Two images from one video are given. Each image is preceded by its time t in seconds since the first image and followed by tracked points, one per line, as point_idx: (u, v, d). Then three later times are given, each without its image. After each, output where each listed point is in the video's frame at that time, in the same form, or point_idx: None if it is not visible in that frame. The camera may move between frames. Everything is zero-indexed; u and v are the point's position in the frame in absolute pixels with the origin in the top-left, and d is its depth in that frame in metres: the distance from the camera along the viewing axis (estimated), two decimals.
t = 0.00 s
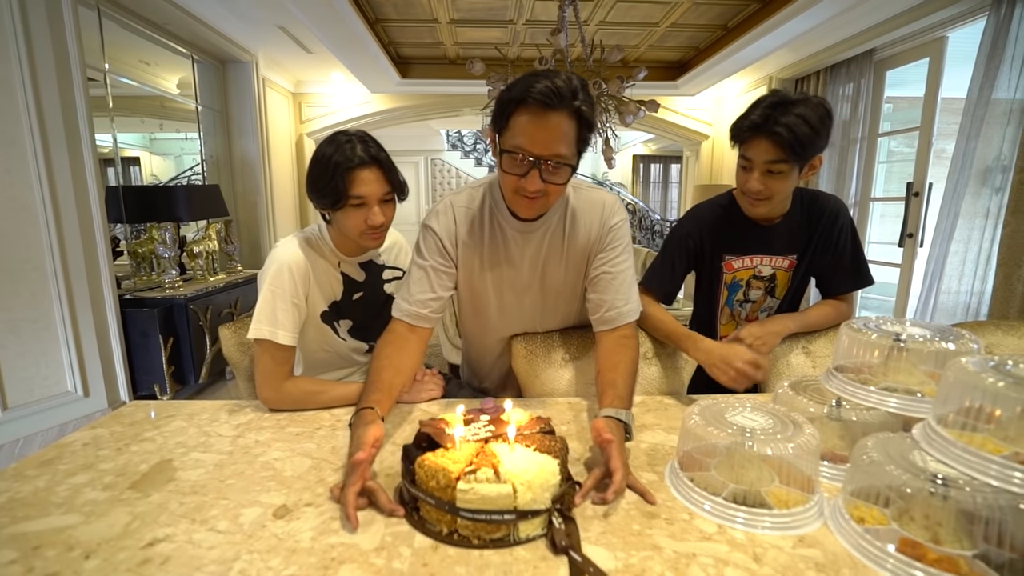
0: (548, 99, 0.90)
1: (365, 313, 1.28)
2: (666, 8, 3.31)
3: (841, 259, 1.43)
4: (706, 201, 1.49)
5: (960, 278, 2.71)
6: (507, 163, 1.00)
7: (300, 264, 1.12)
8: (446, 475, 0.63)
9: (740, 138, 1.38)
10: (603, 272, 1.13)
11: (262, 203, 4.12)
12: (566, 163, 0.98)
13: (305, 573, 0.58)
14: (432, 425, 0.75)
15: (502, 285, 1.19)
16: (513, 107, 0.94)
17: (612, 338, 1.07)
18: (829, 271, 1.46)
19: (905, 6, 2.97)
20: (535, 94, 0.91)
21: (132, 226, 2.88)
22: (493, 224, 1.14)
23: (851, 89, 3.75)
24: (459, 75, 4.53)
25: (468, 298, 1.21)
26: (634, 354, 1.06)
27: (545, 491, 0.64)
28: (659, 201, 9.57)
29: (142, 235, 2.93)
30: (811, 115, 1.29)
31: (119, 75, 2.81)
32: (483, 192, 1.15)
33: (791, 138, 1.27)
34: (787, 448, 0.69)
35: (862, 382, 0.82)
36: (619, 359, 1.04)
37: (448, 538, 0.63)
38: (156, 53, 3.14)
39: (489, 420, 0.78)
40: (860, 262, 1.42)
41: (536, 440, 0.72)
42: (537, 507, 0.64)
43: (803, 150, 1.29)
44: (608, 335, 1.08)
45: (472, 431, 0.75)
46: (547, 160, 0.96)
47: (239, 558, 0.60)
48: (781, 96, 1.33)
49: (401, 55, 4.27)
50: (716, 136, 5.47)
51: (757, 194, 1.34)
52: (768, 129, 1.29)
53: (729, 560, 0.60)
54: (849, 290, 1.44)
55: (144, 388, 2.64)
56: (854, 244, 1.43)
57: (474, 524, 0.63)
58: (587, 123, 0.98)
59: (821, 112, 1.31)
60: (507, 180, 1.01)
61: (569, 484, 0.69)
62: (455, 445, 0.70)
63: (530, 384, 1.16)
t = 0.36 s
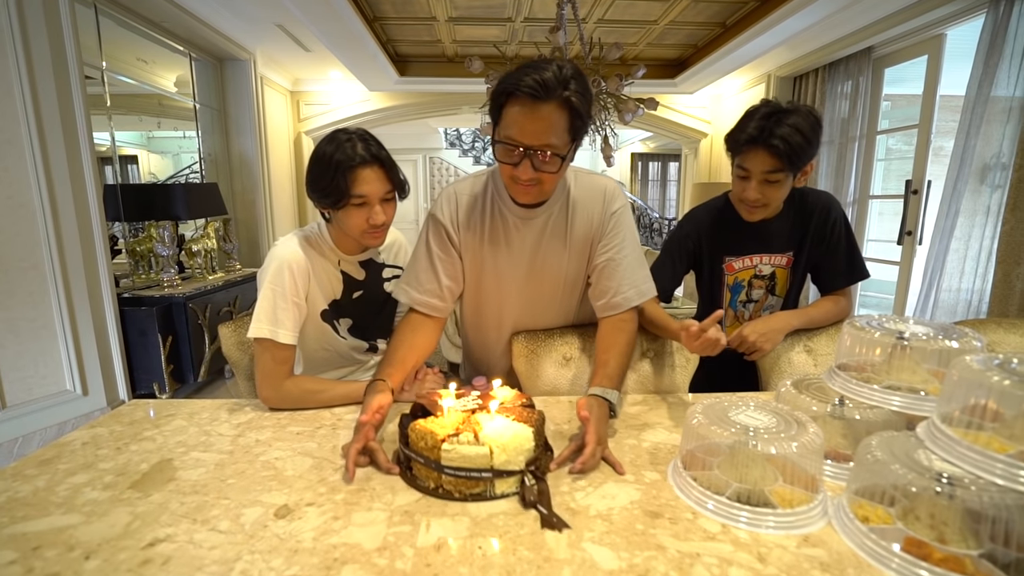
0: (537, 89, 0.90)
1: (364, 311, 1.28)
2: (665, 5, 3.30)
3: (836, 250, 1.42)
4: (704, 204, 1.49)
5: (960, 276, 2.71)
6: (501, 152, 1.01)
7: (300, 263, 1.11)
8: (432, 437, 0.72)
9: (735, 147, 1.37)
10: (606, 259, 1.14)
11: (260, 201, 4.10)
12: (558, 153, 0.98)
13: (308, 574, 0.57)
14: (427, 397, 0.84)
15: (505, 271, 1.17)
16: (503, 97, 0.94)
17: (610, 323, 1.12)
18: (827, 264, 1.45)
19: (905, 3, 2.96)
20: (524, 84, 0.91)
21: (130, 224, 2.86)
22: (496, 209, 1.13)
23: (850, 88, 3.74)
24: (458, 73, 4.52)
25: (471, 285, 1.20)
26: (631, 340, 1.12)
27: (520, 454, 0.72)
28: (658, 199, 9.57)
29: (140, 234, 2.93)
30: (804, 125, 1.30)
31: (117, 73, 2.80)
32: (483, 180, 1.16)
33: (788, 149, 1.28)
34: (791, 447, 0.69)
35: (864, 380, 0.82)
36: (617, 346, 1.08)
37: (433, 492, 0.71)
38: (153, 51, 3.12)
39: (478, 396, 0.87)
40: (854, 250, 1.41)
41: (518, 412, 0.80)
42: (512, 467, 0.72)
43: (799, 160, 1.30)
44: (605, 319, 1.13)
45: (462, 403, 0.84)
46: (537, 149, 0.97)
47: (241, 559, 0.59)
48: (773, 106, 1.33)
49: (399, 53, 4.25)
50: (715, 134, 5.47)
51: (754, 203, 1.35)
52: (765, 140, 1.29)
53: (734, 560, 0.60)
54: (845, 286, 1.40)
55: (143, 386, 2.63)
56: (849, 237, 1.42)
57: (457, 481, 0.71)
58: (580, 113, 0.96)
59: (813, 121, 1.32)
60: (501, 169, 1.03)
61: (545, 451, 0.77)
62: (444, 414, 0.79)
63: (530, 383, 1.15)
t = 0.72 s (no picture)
0: (536, 72, 1.00)
1: (370, 317, 1.27)
2: (674, 7, 3.27)
3: (845, 254, 1.38)
4: (711, 208, 1.47)
5: (977, 280, 2.65)
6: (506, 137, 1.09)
7: (308, 270, 1.10)
8: (435, 426, 0.77)
9: (745, 152, 1.34)
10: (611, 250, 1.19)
11: (269, 205, 4.12)
12: (558, 130, 1.05)
13: None
14: (423, 390, 0.89)
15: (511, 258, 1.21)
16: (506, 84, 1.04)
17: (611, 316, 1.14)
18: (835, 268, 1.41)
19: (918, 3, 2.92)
20: (525, 70, 1.01)
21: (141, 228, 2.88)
22: (505, 198, 1.20)
23: (861, 89, 3.70)
24: (466, 77, 4.52)
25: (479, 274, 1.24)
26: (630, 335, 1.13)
27: (516, 439, 0.79)
28: (666, 202, 9.52)
29: (150, 237, 2.95)
30: (816, 129, 1.27)
31: (128, 79, 2.82)
32: (493, 172, 1.24)
33: (800, 154, 1.25)
34: (811, 460, 0.66)
35: (886, 391, 0.79)
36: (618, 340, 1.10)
37: (437, 477, 0.77)
38: (164, 56, 3.15)
39: (470, 388, 0.91)
40: (863, 254, 1.37)
41: (509, 401, 0.85)
42: (509, 451, 0.78)
43: (810, 165, 1.28)
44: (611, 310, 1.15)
45: (456, 395, 0.88)
46: (539, 128, 1.05)
47: (244, 573, 0.58)
48: (784, 110, 1.30)
49: (407, 57, 4.26)
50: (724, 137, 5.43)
51: (764, 207, 1.32)
52: (777, 145, 1.26)
53: None
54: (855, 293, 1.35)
55: (152, 389, 2.64)
56: (860, 243, 1.38)
57: (459, 465, 0.77)
58: (577, 94, 1.05)
59: (823, 126, 1.30)
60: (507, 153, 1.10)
61: (538, 436, 0.83)
62: (442, 405, 0.84)
63: (538, 390, 1.13)
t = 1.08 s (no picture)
0: (539, 71, 1.14)
1: (379, 326, 1.23)
2: (682, 10, 3.24)
3: (848, 263, 1.31)
4: (716, 212, 1.39)
5: (993, 285, 2.59)
6: (512, 132, 1.24)
7: (314, 277, 1.06)
8: (446, 442, 0.74)
9: (751, 160, 1.25)
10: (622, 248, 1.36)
11: (275, 210, 4.11)
12: (559, 124, 1.19)
13: None
14: (434, 404, 0.86)
15: (537, 259, 1.33)
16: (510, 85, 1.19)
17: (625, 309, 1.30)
18: (840, 277, 1.33)
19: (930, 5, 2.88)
20: (528, 72, 1.16)
21: (146, 233, 2.87)
22: (525, 203, 1.34)
23: (872, 91, 3.65)
24: (472, 80, 4.50)
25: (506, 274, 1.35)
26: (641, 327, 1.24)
27: (531, 455, 0.75)
28: (671, 205, 9.48)
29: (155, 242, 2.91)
30: (826, 152, 1.18)
31: (134, 84, 2.81)
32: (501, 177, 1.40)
33: (807, 173, 1.17)
34: (848, 482, 0.62)
35: (921, 406, 0.74)
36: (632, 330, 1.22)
37: (448, 496, 0.73)
38: (171, 61, 3.14)
39: (482, 400, 0.88)
40: (869, 262, 1.31)
41: (523, 415, 0.82)
42: (524, 469, 0.74)
43: (814, 185, 1.19)
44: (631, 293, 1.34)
45: (468, 408, 0.85)
46: (541, 122, 1.18)
47: None
48: (800, 127, 1.21)
49: (413, 61, 4.25)
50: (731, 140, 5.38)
51: (758, 220, 1.25)
52: (781, 163, 1.17)
53: None
54: (867, 300, 1.29)
55: (156, 395, 2.62)
56: (866, 253, 1.31)
57: (471, 483, 0.73)
58: (575, 91, 1.20)
59: (836, 148, 1.21)
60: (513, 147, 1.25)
61: (552, 451, 0.79)
62: (453, 419, 0.80)
63: (550, 401, 1.10)
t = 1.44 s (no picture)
0: (523, 82, 1.23)
1: (378, 329, 1.20)
2: (681, 9, 3.22)
3: (845, 266, 1.28)
4: (711, 217, 1.36)
5: (990, 286, 2.59)
6: (500, 142, 1.31)
7: (311, 280, 1.02)
8: (450, 451, 0.71)
9: (739, 165, 1.22)
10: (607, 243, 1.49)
11: (269, 209, 4.06)
12: (545, 131, 1.27)
13: None
14: (436, 411, 0.83)
15: (533, 258, 1.42)
16: (498, 95, 1.27)
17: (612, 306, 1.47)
18: (836, 280, 1.30)
19: (928, 6, 2.87)
20: (514, 83, 1.24)
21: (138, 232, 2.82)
22: (514, 206, 1.42)
23: (869, 92, 3.65)
24: (469, 79, 4.46)
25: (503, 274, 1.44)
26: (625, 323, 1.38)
27: (537, 465, 0.72)
28: (667, 205, 9.49)
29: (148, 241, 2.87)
30: (812, 156, 1.15)
31: (125, 80, 2.76)
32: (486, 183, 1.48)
33: (794, 176, 1.13)
34: (867, 494, 0.59)
35: (938, 414, 0.72)
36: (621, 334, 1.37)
37: (452, 508, 0.70)
38: (163, 57, 3.09)
39: (486, 407, 0.86)
40: (866, 263, 1.27)
41: (529, 423, 0.79)
42: (530, 479, 0.72)
43: (803, 188, 1.15)
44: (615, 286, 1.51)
45: (471, 416, 0.82)
46: (529, 131, 1.27)
47: None
48: (786, 131, 1.19)
49: (410, 59, 4.21)
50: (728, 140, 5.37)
51: (750, 223, 1.21)
52: (767, 166, 1.14)
53: None
54: (866, 303, 1.26)
55: (147, 398, 2.57)
56: (865, 257, 1.27)
57: (475, 495, 0.70)
58: (557, 100, 1.28)
59: (823, 153, 1.17)
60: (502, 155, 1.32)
61: (559, 460, 0.77)
62: (456, 427, 0.77)
63: (554, 407, 1.07)
